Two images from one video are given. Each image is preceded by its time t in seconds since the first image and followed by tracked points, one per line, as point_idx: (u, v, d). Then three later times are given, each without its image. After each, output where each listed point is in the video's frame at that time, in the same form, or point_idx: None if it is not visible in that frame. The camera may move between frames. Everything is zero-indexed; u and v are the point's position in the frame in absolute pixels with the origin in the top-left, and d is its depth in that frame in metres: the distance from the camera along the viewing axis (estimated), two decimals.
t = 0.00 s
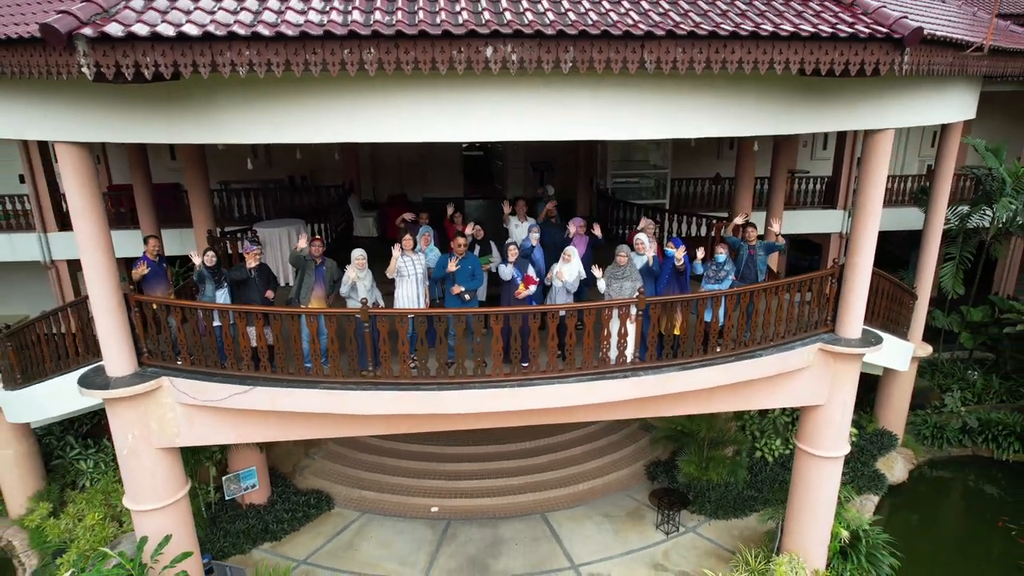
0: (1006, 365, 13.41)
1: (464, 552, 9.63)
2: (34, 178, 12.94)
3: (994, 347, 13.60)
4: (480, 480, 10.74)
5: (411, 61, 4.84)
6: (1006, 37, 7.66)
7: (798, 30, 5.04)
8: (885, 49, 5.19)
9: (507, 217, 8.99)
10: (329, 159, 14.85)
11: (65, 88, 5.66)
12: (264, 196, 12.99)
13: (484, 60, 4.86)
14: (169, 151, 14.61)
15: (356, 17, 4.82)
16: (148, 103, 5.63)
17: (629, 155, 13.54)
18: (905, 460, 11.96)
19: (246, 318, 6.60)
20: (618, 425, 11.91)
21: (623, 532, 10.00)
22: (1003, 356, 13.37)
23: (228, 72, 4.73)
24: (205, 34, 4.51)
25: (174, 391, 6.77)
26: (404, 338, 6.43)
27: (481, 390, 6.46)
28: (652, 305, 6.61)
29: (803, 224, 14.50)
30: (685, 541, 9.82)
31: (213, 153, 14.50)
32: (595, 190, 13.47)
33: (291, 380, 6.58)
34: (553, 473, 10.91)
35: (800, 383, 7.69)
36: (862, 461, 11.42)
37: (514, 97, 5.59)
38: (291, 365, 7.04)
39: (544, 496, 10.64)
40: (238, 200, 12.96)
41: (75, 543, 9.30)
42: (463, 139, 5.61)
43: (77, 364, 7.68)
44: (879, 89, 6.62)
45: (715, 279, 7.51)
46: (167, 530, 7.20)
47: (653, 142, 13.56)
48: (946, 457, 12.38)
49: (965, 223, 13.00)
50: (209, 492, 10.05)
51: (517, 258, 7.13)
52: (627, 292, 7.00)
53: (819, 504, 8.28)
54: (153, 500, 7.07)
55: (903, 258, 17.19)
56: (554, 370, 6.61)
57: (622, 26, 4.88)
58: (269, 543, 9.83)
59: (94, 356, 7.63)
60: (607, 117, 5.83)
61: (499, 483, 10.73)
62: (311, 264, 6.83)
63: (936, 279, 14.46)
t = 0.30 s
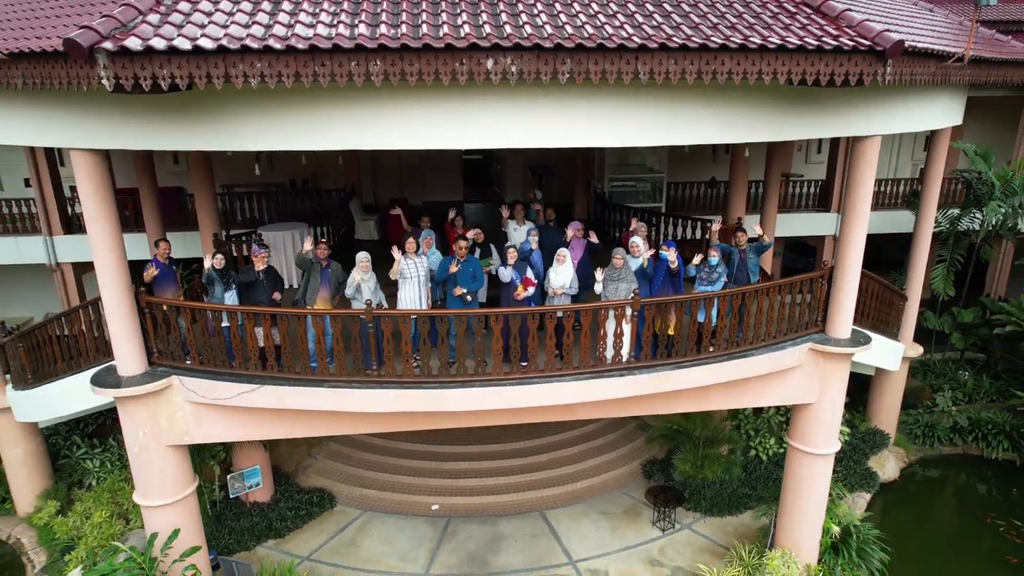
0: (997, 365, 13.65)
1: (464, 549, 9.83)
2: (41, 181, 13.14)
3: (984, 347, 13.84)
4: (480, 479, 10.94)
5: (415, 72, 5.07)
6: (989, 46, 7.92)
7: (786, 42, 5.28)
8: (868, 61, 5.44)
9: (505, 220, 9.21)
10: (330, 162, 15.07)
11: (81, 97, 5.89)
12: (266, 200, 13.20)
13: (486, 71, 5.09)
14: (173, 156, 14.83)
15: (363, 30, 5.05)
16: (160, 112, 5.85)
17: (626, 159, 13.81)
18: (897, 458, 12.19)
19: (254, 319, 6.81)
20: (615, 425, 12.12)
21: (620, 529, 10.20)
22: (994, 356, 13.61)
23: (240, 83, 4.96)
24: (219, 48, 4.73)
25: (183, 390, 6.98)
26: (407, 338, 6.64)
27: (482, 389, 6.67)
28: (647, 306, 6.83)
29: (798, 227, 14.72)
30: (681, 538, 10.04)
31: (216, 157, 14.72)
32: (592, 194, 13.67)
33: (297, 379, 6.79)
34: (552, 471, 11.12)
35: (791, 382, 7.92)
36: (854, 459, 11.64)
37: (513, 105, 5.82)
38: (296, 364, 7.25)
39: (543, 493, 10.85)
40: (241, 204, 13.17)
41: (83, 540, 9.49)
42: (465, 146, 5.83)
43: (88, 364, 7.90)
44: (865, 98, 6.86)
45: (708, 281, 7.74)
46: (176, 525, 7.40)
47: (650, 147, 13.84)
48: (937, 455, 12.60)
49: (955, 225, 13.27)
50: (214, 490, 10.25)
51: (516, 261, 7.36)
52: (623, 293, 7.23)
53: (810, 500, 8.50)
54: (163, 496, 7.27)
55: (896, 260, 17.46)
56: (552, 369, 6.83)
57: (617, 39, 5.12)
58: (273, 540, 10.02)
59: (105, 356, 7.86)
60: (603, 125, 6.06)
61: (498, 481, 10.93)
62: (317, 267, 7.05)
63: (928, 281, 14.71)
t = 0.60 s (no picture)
0: (989, 365, 13.86)
1: (465, 545, 10.01)
2: (46, 184, 13.32)
3: (977, 347, 14.04)
4: (480, 477, 11.11)
5: (418, 81, 5.25)
6: (976, 52, 8.13)
7: (776, 51, 5.48)
8: (855, 69, 5.64)
9: (505, 223, 9.40)
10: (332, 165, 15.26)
11: (93, 103, 6.08)
12: (267, 201, 13.29)
13: (487, 79, 5.27)
14: (176, 159, 15.01)
15: (368, 40, 5.25)
16: (170, 118, 6.03)
17: (624, 162, 13.87)
18: (890, 457, 12.40)
19: (260, 319, 6.99)
20: (613, 424, 12.30)
21: (618, 527, 10.37)
22: (986, 356, 13.81)
23: (250, 91, 5.14)
24: (230, 57, 4.92)
25: (191, 388, 7.16)
26: (410, 338, 6.83)
27: (482, 387, 6.84)
28: (643, 306, 7.01)
29: (794, 229, 14.90)
30: (677, 534, 10.21)
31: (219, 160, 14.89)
32: (590, 196, 13.86)
33: (302, 378, 6.96)
34: (551, 469, 11.30)
35: (784, 381, 8.10)
36: (849, 457, 11.82)
37: (513, 113, 6.00)
38: (301, 363, 7.42)
39: (542, 492, 11.02)
40: (243, 206, 13.34)
41: (91, 537, 9.65)
42: (466, 152, 6.02)
43: (98, 363, 8.03)
44: (856, 104, 7.05)
45: (702, 282, 7.94)
46: (184, 521, 7.58)
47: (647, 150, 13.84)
48: (930, 454, 12.81)
49: (948, 227, 13.48)
50: (218, 488, 10.42)
51: (516, 263, 7.55)
52: (620, 294, 7.42)
53: (804, 496, 8.68)
54: (171, 492, 7.44)
55: (891, 262, 17.68)
56: (551, 368, 7.01)
57: (613, 49, 5.30)
58: (276, 537, 10.19)
59: (113, 355, 8.01)
60: (600, 131, 6.25)
61: (498, 479, 11.10)
62: (322, 268, 7.23)
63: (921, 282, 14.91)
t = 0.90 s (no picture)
0: (982, 363, 14.08)
1: (467, 539, 10.24)
2: (54, 184, 13.54)
3: (971, 346, 14.26)
4: (482, 472, 11.35)
5: (424, 88, 5.48)
6: (964, 58, 8.37)
7: (767, 60, 5.71)
8: (843, 77, 5.88)
9: (506, 223, 9.64)
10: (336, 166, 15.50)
11: (110, 108, 6.30)
12: (271, 202, 13.64)
13: (489, 87, 5.51)
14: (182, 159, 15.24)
15: (376, 49, 5.48)
16: (184, 123, 6.25)
17: (623, 164, 14.11)
18: (884, 453, 12.62)
19: (270, 316, 7.22)
20: (612, 420, 12.53)
21: (617, 520, 10.61)
22: (980, 354, 14.03)
23: (262, 98, 5.38)
24: (245, 66, 5.15)
25: (202, 383, 7.38)
26: (415, 335, 7.06)
27: (485, 382, 7.07)
28: (640, 304, 7.23)
29: (791, 229, 15.12)
30: (674, 528, 10.44)
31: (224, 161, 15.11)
32: (590, 197, 14.09)
33: (310, 373, 7.20)
34: (550, 464, 11.53)
35: (778, 377, 8.32)
36: (843, 453, 12.05)
37: (513, 118, 6.23)
38: (309, 360, 7.66)
39: (542, 486, 11.26)
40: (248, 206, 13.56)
41: (101, 529, 9.90)
42: (469, 156, 6.24)
43: (113, 359, 8.28)
44: (846, 109, 7.27)
45: (698, 281, 8.15)
46: (195, 512, 7.82)
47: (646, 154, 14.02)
48: (923, 450, 13.03)
49: (942, 227, 13.67)
50: (225, 482, 10.65)
51: (516, 262, 7.78)
52: (618, 292, 7.65)
53: (797, 490, 8.91)
54: (182, 485, 7.67)
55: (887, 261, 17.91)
56: (551, 364, 7.24)
57: (610, 57, 5.53)
58: (282, 530, 10.43)
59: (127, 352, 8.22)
60: (597, 136, 6.48)
61: (499, 474, 11.34)
62: (329, 267, 7.46)
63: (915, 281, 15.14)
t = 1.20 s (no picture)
0: (976, 362, 14.26)
1: (468, 534, 10.42)
2: (60, 186, 13.72)
3: (965, 344, 14.44)
4: (482, 468, 11.54)
5: (427, 95, 5.68)
6: (954, 62, 8.58)
7: (759, 66, 5.90)
8: (833, 83, 6.09)
9: (506, 225, 9.81)
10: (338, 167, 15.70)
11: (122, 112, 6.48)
12: (277, 204, 13.64)
13: (491, 93, 5.69)
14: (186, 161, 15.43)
15: (381, 57, 5.68)
16: (194, 127, 6.44)
17: (622, 166, 14.27)
18: (878, 450, 12.80)
19: (276, 315, 7.41)
20: (611, 418, 12.73)
21: (615, 516, 10.79)
22: (973, 353, 14.22)
23: (272, 104, 5.58)
24: (255, 74, 5.35)
25: (210, 380, 7.57)
26: (418, 333, 7.25)
27: (486, 379, 7.25)
28: (637, 303, 7.41)
29: (788, 230, 15.31)
30: (672, 523, 10.61)
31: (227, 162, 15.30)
32: (589, 198, 14.26)
33: (316, 371, 7.39)
34: (550, 461, 11.72)
35: (772, 374, 8.51)
36: (838, 450, 12.24)
37: (514, 122, 6.40)
38: (315, 357, 7.85)
39: (542, 483, 11.44)
40: (251, 207, 13.73)
41: (109, 525, 10.09)
42: (471, 159, 6.43)
43: (122, 358, 8.41)
44: (838, 113, 7.47)
45: (694, 281, 8.35)
46: (203, 506, 8.01)
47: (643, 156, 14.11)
48: (917, 447, 13.22)
49: (935, 228, 13.86)
50: (230, 479, 10.83)
51: (516, 263, 7.96)
52: (615, 292, 7.88)
53: (792, 486, 9.10)
54: (191, 480, 7.87)
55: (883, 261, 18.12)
56: (550, 361, 7.43)
57: (607, 64, 5.72)
58: (286, 526, 10.62)
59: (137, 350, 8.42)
60: (596, 139, 6.66)
61: (499, 471, 11.53)
62: (334, 267, 7.66)
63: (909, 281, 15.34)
